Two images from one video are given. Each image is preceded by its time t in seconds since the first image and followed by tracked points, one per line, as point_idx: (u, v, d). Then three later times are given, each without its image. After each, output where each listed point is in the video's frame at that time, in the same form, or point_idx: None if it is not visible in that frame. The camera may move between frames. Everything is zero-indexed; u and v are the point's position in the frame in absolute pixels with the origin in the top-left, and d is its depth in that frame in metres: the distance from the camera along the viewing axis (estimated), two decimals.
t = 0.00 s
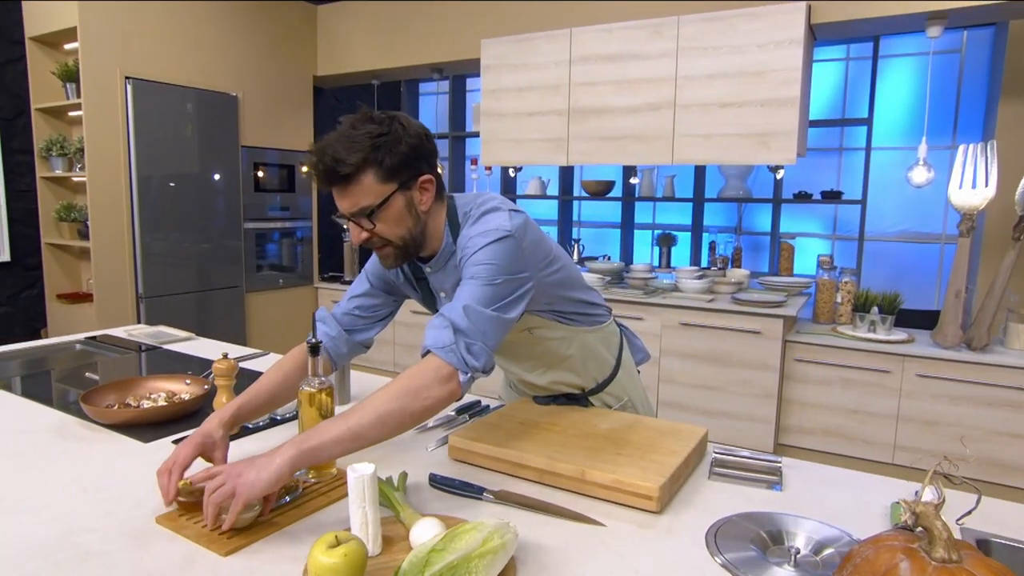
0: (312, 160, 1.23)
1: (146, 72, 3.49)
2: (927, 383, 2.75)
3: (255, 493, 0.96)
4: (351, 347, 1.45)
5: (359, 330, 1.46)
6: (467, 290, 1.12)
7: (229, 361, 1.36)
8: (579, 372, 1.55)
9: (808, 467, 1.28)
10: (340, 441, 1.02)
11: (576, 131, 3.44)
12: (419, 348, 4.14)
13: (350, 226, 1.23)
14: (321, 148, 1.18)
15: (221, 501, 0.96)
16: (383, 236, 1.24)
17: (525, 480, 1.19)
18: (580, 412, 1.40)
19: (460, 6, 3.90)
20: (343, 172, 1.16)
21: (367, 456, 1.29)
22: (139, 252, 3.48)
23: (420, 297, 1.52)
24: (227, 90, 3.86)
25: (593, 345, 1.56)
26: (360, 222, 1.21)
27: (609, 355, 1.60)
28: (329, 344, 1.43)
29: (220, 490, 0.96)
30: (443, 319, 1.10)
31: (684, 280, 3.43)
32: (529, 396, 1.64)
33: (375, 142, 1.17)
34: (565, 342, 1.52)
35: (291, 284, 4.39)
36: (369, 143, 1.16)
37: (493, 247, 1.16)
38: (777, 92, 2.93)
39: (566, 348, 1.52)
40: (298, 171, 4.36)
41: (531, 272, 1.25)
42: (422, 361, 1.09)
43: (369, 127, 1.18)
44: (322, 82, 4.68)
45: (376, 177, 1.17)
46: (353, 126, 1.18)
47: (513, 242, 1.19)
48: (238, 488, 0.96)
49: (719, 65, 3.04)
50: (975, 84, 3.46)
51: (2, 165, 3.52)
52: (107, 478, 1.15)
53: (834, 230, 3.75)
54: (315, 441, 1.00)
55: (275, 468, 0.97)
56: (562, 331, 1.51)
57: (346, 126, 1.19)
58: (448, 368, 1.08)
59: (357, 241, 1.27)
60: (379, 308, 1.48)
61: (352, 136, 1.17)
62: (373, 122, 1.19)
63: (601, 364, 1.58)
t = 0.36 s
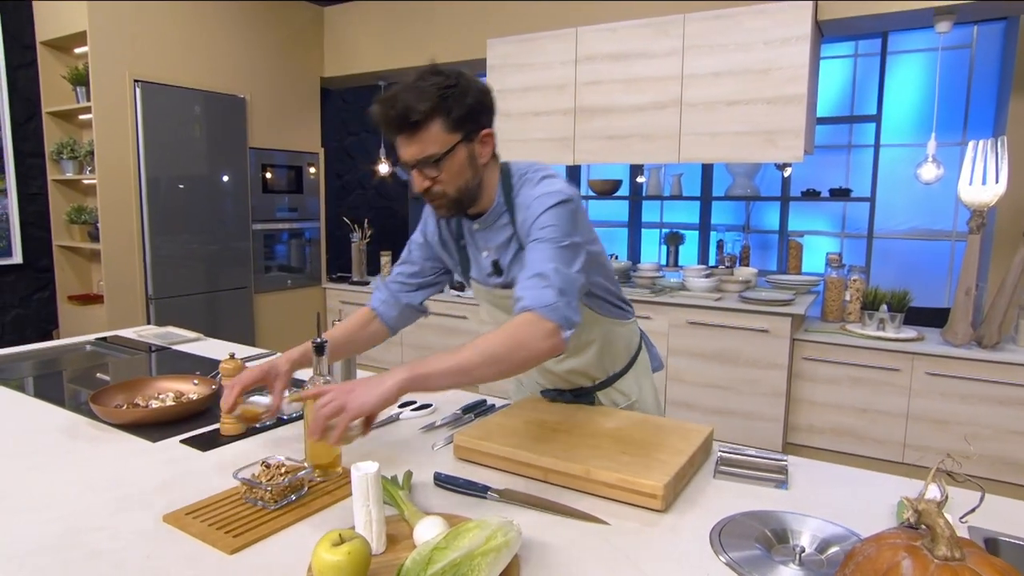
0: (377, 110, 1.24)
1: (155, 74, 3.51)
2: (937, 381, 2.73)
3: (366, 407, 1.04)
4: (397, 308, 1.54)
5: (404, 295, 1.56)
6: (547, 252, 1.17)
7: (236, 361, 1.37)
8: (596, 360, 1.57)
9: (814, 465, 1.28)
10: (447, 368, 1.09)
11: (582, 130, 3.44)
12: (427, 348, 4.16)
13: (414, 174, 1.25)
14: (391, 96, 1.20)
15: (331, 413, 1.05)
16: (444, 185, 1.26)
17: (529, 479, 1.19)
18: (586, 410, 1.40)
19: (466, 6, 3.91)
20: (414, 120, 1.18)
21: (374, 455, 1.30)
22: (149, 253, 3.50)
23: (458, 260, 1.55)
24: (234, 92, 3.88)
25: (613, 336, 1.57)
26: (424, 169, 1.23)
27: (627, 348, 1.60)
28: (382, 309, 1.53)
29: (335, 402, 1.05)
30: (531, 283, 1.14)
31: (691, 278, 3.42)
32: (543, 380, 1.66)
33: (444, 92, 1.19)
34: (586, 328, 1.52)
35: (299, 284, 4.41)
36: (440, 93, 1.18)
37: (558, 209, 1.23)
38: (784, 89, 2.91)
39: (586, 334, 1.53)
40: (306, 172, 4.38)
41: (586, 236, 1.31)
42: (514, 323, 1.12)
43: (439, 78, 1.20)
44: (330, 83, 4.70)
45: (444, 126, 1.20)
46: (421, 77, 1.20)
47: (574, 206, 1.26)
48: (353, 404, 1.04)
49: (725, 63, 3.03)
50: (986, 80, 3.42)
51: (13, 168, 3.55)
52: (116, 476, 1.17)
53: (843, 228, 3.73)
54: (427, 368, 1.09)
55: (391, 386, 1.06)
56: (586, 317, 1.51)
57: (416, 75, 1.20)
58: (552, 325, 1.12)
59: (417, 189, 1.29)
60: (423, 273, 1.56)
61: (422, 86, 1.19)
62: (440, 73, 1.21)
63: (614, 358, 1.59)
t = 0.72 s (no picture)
0: (494, 81, 1.28)
1: (158, 75, 3.52)
2: (942, 377, 2.72)
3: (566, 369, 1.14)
4: (495, 275, 1.69)
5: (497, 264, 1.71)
6: (671, 229, 1.33)
7: (241, 360, 1.37)
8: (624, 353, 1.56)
9: (818, 461, 1.28)
10: (625, 332, 1.20)
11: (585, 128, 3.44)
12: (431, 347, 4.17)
13: (530, 140, 1.32)
14: (511, 67, 1.25)
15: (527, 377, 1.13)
16: (559, 147, 1.35)
17: (534, 476, 1.20)
18: (590, 407, 1.41)
19: (467, 5, 3.91)
20: (537, 87, 1.24)
21: (379, 453, 1.31)
22: (153, 253, 3.52)
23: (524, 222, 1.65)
24: (238, 93, 3.90)
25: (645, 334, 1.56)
26: (545, 134, 1.31)
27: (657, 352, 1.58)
28: (489, 280, 1.69)
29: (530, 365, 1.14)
30: (669, 258, 1.29)
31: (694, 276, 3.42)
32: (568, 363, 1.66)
33: (559, 59, 1.26)
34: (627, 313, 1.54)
35: (303, 284, 4.42)
36: (557, 59, 1.25)
37: (661, 185, 1.39)
38: (787, 85, 2.91)
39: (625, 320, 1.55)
40: (310, 171, 4.38)
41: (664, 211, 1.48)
42: (661, 297, 1.24)
43: (549, 44, 1.26)
44: (332, 83, 4.70)
45: (563, 91, 1.27)
46: (535, 46, 1.26)
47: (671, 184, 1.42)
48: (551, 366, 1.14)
49: (727, 60, 3.02)
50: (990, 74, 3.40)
51: (18, 170, 3.56)
52: (123, 475, 1.18)
53: (847, 224, 3.72)
54: (610, 329, 1.20)
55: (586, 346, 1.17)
56: (631, 303, 1.53)
57: (528, 44, 1.26)
58: (701, 295, 1.25)
59: (530, 154, 1.36)
60: (508, 239, 1.71)
61: (539, 55, 1.25)
62: (548, 41, 1.27)
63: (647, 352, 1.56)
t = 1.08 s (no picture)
0: (590, 74, 1.30)
1: (156, 76, 3.52)
2: (940, 374, 2.73)
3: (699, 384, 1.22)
4: (565, 281, 1.62)
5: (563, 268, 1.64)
6: (750, 236, 1.46)
7: (241, 360, 1.37)
8: (674, 345, 1.57)
9: (819, 458, 1.28)
10: (729, 344, 1.34)
11: (583, 127, 3.44)
12: (430, 346, 4.16)
13: (621, 134, 1.34)
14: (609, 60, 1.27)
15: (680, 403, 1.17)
16: (649, 141, 1.37)
17: (535, 475, 1.20)
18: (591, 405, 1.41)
19: (464, 4, 3.91)
20: (636, 81, 1.26)
21: (380, 452, 1.31)
22: (151, 254, 3.51)
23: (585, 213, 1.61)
24: (236, 94, 3.90)
25: (696, 326, 1.59)
26: (637, 128, 1.33)
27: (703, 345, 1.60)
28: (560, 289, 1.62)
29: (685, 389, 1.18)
30: (745, 265, 1.44)
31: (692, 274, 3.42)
32: (610, 356, 1.64)
33: (655, 54, 1.28)
34: (684, 305, 1.56)
35: (302, 284, 4.42)
36: (653, 54, 1.28)
37: (745, 186, 1.47)
38: (784, 83, 2.91)
39: (680, 312, 1.57)
40: (308, 172, 4.38)
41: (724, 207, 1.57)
42: (738, 305, 1.39)
43: (644, 39, 1.29)
44: (330, 84, 4.70)
45: (659, 86, 1.30)
46: (631, 41, 1.28)
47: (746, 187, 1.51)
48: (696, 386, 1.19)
49: (726, 58, 3.03)
50: (987, 71, 3.41)
51: (16, 172, 3.56)
52: (125, 476, 1.18)
53: (845, 222, 3.73)
54: (719, 338, 1.33)
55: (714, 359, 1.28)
56: (690, 295, 1.55)
57: (624, 39, 1.29)
58: (762, 299, 1.43)
59: (618, 147, 1.37)
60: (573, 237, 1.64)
61: (637, 48, 1.27)
62: (642, 36, 1.30)
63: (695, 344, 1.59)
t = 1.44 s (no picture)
0: (635, 73, 1.28)
1: (146, 74, 3.49)
2: (932, 370, 2.75)
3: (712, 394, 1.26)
4: (595, 282, 1.54)
5: (592, 269, 1.56)
6: (770, 246, 1.52)
7: (235, 359, 1.36)
8: (693, 347, 1.59)
9: (816, 454, 1.29)
10: (737, 354, 1.39)
11: (576, 125, 3.44)
12: (424, 345, 4.16)
13: (663, 135, 1.33)
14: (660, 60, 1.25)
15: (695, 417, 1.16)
16: (687, 144, 1.37)
17: (534, 473, 1.20)
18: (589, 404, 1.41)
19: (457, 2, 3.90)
20: (686, 83, 1.25)
21: (377, 451, 1.30)
22: (142, 253, 3.48)
23: (612, 212, 1.60)
24: (227, 92, 3.87)
25: (713, 329, 1.61)
26: (679, 131, 1.32)
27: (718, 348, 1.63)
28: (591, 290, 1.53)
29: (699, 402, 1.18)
30: (761, 274, 1.49)
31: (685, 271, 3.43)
32: (627, 356, 1.64)
33: (703, 57, 1.27)
34: (706, 308, 1.58)
35: (294, 284, 4.39)
36: (702, 56, 1.27)
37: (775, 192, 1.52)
38: (777, 81, 2.92)
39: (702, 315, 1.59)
40: (299, 171, 4.35)
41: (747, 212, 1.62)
42: (748, 312, 1.45)
43: (693, 40, 1.28)
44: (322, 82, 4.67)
45: (704, 90, 1.29)
46: (681, 41, 1.27)
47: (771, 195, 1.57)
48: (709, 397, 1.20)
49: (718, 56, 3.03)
50: (976, 69, 3.44)
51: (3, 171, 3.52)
52: (120, 478, 1.17)
53: (836, 220, 3.75)
54: (727, 350, 1.37)
55: (722, 373, 1.32)
56: (712, 299, 1.57)
57: (674, 39, 1.27)
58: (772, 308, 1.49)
59: (656, 149, 1.37)
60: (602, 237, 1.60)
61: (686, 50, 1.26)
62: (691, 37, 1.29)
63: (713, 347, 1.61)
